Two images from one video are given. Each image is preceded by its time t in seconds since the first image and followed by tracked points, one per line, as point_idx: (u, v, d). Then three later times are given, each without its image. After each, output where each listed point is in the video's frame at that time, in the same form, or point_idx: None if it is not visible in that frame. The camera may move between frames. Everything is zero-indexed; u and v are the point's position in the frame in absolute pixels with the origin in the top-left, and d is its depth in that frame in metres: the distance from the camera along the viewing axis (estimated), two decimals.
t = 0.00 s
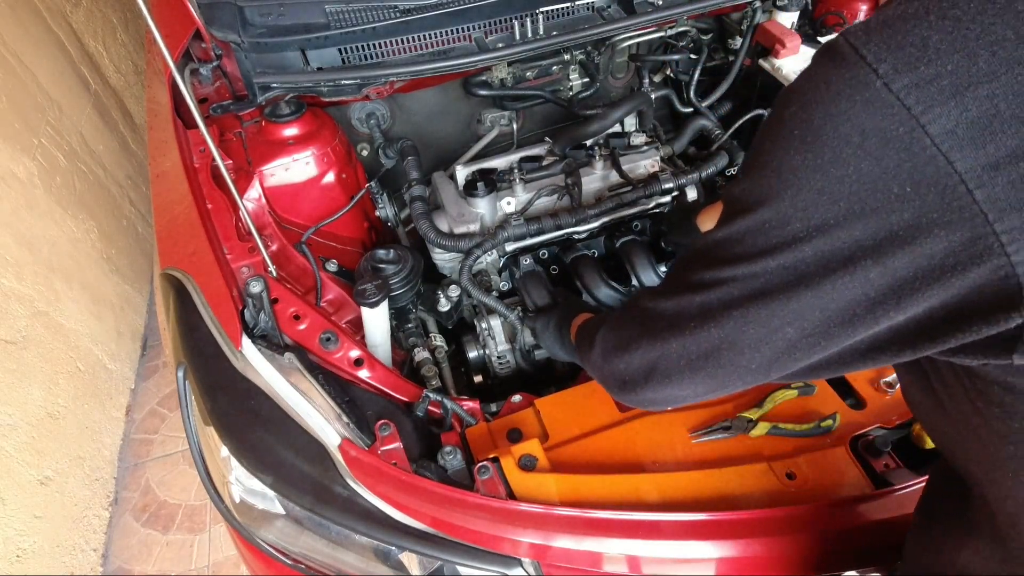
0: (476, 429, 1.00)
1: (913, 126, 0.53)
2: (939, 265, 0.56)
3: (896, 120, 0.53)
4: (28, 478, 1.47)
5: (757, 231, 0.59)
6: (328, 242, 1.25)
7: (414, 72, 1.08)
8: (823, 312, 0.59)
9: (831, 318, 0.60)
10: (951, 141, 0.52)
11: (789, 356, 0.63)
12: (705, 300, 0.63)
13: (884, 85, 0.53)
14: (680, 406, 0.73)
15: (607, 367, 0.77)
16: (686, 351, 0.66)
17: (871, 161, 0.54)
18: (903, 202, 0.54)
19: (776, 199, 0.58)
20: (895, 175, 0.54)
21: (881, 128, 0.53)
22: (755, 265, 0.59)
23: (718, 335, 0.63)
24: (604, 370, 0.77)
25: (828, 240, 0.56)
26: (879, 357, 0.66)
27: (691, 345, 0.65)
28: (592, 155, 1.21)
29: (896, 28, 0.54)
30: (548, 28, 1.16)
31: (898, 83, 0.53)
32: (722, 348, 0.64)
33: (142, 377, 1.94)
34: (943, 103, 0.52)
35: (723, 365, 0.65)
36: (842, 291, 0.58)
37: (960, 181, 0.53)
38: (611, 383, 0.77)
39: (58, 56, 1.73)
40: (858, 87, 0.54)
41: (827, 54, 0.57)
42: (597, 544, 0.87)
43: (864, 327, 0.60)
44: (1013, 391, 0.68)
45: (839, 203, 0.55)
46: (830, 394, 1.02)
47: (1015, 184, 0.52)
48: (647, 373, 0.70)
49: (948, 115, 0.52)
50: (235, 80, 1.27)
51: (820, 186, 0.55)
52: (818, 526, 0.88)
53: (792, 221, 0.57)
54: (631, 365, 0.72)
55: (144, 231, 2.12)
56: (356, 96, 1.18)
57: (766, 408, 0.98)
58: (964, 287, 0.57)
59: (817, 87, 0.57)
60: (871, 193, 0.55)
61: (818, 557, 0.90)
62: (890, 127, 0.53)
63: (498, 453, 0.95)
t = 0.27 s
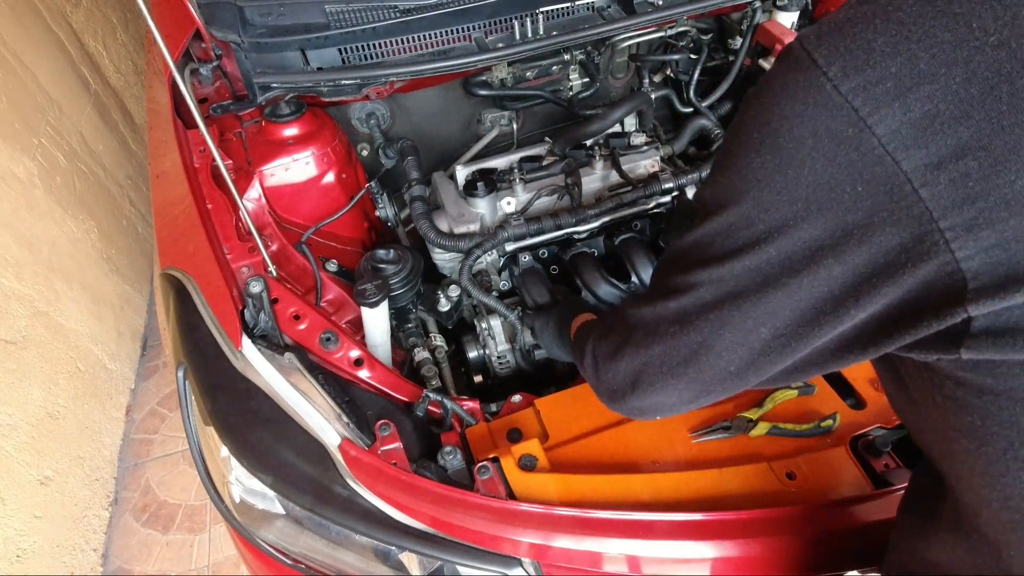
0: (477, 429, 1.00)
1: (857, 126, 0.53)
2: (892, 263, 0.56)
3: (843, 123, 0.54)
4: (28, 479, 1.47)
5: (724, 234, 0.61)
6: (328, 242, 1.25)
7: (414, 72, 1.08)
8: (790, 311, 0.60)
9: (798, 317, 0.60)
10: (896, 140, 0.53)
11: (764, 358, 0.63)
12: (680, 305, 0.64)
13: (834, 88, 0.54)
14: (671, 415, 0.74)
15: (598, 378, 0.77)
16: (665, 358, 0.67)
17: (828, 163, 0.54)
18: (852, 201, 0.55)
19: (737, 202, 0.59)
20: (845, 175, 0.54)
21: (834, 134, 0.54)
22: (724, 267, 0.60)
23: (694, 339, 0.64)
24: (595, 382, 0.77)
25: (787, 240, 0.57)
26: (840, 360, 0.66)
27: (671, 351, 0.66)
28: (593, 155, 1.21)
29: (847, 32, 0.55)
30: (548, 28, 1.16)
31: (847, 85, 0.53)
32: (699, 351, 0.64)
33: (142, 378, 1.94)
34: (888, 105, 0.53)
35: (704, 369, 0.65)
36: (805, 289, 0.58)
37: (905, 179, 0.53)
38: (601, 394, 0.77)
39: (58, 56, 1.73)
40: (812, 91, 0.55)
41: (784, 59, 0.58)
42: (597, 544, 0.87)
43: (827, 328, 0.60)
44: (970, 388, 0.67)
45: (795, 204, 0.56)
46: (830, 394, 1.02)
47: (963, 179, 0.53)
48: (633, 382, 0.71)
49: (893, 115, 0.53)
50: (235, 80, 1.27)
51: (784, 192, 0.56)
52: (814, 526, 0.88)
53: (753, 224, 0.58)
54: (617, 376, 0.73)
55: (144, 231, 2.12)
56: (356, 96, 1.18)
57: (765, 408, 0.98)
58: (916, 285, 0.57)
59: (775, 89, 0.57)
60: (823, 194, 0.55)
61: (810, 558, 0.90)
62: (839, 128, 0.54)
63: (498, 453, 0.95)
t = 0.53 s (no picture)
0: (476, 429, 1.00)
1: (819, 128, 0.53)
2: (857, 263, 0.56)
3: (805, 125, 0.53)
4: (28, 479, 1.47)
5: (701, 236, 0.61)
6: (329, 242, 1.25)
7: (414, 72, 1.08)
8: (767, 310, 0.60)
9: (777, 316, 0.60)
10: (857, 142, 0.52)
11: (747, 358, 0.63)
12: (662, 309, 0.64)
13: (795, 90, 0.53)
14: (663, 415, 0.73)
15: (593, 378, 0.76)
16: (653, 360, 0.67)
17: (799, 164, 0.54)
18: (817, 201, 0.54)
19: (711, 206, 0.59)
20: (811, 176, 0.54)
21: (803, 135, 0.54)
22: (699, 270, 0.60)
23: (679, 340, 0.64)
24: (590, 379, 0.77)
25: (759, 241, 0.57)
26: (819, 357, 0.66)
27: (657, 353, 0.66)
28: (593, 155, 1.21)
29: (806, 32, 0.55)
30: (548, 28, 1.16)
31: (808, 87, 0.53)
32: (684, 352, 0.64)
33: (142, 378, 1.94)
34: (846, 107, 0.52)
35: (691, 370, 0.65)
36: (779, 289, 0.58)
37: (866, 181, 0.53)
38: (598, 393, 0.77)
39: (58, 56, 1.73)
40: (773, 94, 0.55)
41: (752, 62, 0.57)
42: (597, 544, 0.87)
43: (802, 328, 0.59)
44: (935, 382, 0.65)
45: (766, 204, 0.56)
46: (830, 394, 1.01)
47: (921, 180, 0.52)
48: (625, 383, 0.71)
49: (852, 117, 0.52)
50: (236, 80, 1.27)
51: (761, 195, 0.56)
52: (807, 526, 0.89)
53: (728, 225, 0.59)
54: (609, 377, 0.73)
55: (144, 231, 2.12)
56: (356, 96, 1.18)
57: (766, 408, 0.98)
58: (882, 283, 0.56)
59: (741, 93, 0.57)
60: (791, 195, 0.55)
61: (805, 557, 0.90)
62: (801, 129, 0.54)
63: (498, 453, 0.95)
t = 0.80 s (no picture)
0: (477, 429, 1.00)
1: (809, 124, 0.53)
2: (847, 256, 0.55)
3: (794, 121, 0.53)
4: (28, 478, 1.47)
5: (696, 233, 0.61)
6: (329, 242, 1.25)
7: (414, 72, 1.08)
8: (762, 304, 0.60)
9: (774, 310, 0.60)
10: (845, 137, 0.52)
11: (744, 353, 0.63)
12: (659, 304, 0.64)
13: (784, 87, 0.53)
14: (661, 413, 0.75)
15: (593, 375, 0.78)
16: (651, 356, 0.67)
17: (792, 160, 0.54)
18: (807, 196, 0.54)
19: (707, 205, 0.59)
20: (800, 171, 0.54)
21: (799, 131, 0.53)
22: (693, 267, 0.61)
23: (676, 335, 0.64)
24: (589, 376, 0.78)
25: (751, 236, 0.57)
26: (814, 351, 0.66)
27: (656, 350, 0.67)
28: (593, 155, 1.21)
29: (795, 29, 0.54)
30: (548, 28, 1.16)
31: (798, 84, 0.52)
32: (680, 347, 0.64)
33: (142, 378, 1.94)
34: (835, 101, 0.52)
35: (688, 365, 0.65)
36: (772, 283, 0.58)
37: (855, 174, 0.53)
38: (596, 392, 0.78)
39: (59, 56, 1.73)
40: (764, 91, 0.54)
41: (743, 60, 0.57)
42: (597, 544, 0.87)
43: (794, 323, 0.59)
44: (923, 372, 0.64)
45: (758, 199, 0.56)
46: (830, 394, 1.01)
47: (907, 172, 0.52)
48: (624, 380, 0.72)
49: (841, 113, 0.52)
50: (236, 79, 1.27)
51: (754, 192, 0.56)
52: (807, 526, 0.89)
53: (722, 219, 0.59)
54: (608, 375, 0.74)
55: (144, 231, 2.12)
56: (356, 96, 1.18)
57: (766, 408, 0.97)
58: (872, 276, 0.56)
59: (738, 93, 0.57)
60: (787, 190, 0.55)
61: (803, 557, 0.90)
62: (790, 124, 0.53)
63: (498, 453, 0.95)
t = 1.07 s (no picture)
0: (476, 429, 1.00)
1: (806, 120, 0.52)
2: (840, 251, 0.55)
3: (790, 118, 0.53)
4: (28, 479, 1.47)
5: (694, 233, 0.61)
6: (329, 242, 1.25)
7: (414, 72, 1.08)
8: (756, 299, 0.60)
9: (770, 306, 0.61)
10: (838, 134, 0.51)
11: (743, 348, 0.64)
12: (658, 302, 0.65)
13: (782, 83, 0.52)
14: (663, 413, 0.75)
15: (594, 376, 0.78)
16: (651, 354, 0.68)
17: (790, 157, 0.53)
18: (802, 193, 0.54)
19: (706, 207, 0.59)
20: (795, 167, 0.54)
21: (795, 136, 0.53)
22: (690, 266, 0.61)
23: (676, 333, 0.65)
24: (591, 377, 0.78)
25: (747, 235, 0.57)
26: (814, 349, 0.66)
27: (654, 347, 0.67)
28: (593, 155, 1.21)
29: (794, 24, 0.53)
30: (548, 28, 1.16)
31: (794, 80, 0.52)
32: (680, 345, 0.65)
33: (142, 378, 1.94)
34: (829, 98, 0.51)
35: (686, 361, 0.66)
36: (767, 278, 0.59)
37: (848, 171, 0.52)
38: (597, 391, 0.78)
39: (59, 56, 1.73)
40: (762, 91, 0.54)
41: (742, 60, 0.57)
42: (597, 544, 0.87)
43: (791, 320, 0.59)
44: (914, 369, 0.63)
45: (754, 196, 0.56)
46: (830, 394, 1.01)
47: (897, 169, 0.51)
48: (624, 379, 0.72)
49: (835, 109, 0.51)
50: (236, 80, 1.27)
51: (753, 191, 0.56)
52: (808, 526, 0.89)
53: (721, 219, 0.59)
54: (609, 375, 0.74)
55: (144, 231, 2.12)
56: (356, 96, 1.18)
57: (765, 408, 0.97)
58: (865, 270, 0.56)
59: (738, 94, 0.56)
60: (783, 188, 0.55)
61: (804, 557, 0.90)
62: (785, 121, 0.53)
63: (498, 453, 0.95)
